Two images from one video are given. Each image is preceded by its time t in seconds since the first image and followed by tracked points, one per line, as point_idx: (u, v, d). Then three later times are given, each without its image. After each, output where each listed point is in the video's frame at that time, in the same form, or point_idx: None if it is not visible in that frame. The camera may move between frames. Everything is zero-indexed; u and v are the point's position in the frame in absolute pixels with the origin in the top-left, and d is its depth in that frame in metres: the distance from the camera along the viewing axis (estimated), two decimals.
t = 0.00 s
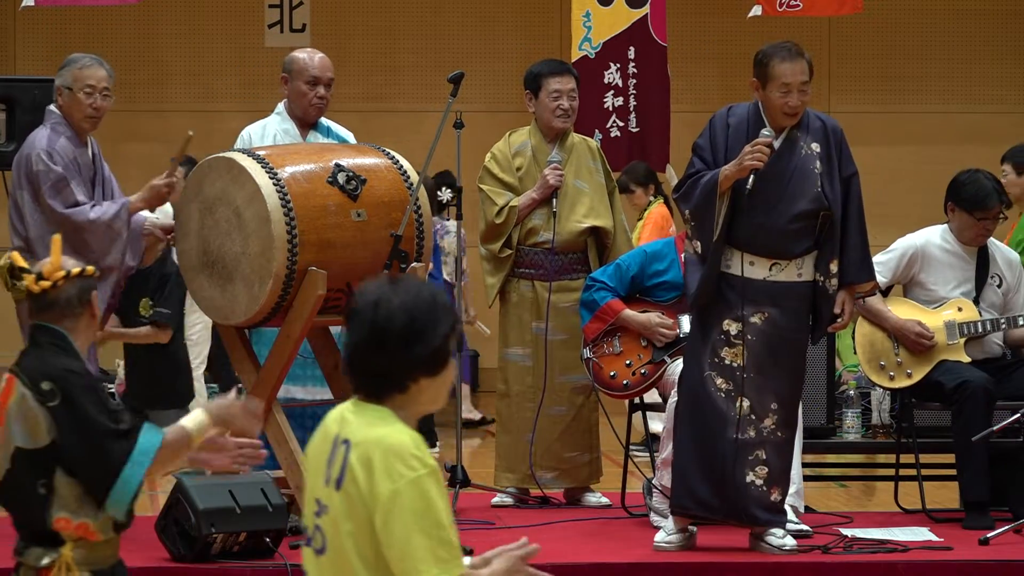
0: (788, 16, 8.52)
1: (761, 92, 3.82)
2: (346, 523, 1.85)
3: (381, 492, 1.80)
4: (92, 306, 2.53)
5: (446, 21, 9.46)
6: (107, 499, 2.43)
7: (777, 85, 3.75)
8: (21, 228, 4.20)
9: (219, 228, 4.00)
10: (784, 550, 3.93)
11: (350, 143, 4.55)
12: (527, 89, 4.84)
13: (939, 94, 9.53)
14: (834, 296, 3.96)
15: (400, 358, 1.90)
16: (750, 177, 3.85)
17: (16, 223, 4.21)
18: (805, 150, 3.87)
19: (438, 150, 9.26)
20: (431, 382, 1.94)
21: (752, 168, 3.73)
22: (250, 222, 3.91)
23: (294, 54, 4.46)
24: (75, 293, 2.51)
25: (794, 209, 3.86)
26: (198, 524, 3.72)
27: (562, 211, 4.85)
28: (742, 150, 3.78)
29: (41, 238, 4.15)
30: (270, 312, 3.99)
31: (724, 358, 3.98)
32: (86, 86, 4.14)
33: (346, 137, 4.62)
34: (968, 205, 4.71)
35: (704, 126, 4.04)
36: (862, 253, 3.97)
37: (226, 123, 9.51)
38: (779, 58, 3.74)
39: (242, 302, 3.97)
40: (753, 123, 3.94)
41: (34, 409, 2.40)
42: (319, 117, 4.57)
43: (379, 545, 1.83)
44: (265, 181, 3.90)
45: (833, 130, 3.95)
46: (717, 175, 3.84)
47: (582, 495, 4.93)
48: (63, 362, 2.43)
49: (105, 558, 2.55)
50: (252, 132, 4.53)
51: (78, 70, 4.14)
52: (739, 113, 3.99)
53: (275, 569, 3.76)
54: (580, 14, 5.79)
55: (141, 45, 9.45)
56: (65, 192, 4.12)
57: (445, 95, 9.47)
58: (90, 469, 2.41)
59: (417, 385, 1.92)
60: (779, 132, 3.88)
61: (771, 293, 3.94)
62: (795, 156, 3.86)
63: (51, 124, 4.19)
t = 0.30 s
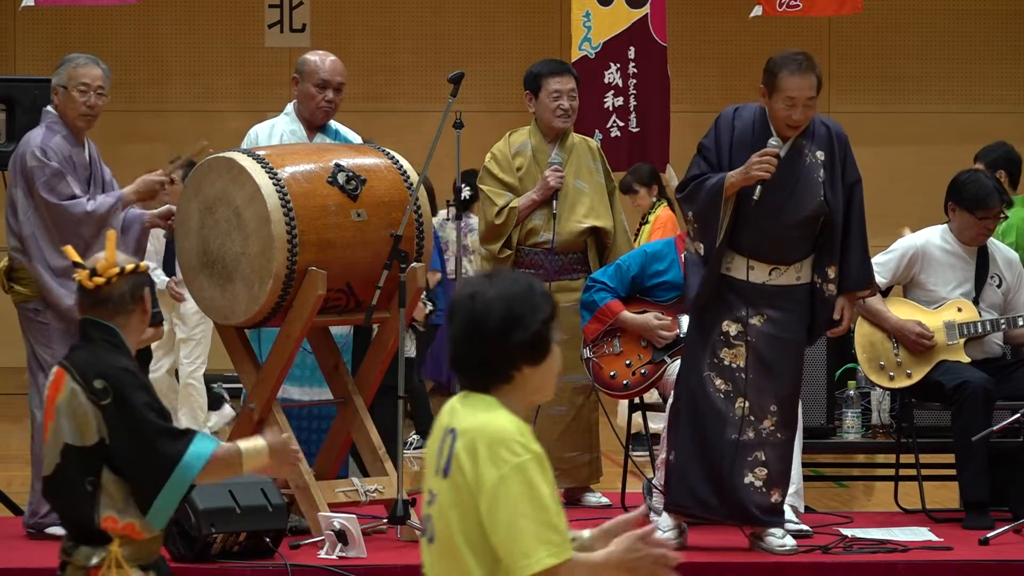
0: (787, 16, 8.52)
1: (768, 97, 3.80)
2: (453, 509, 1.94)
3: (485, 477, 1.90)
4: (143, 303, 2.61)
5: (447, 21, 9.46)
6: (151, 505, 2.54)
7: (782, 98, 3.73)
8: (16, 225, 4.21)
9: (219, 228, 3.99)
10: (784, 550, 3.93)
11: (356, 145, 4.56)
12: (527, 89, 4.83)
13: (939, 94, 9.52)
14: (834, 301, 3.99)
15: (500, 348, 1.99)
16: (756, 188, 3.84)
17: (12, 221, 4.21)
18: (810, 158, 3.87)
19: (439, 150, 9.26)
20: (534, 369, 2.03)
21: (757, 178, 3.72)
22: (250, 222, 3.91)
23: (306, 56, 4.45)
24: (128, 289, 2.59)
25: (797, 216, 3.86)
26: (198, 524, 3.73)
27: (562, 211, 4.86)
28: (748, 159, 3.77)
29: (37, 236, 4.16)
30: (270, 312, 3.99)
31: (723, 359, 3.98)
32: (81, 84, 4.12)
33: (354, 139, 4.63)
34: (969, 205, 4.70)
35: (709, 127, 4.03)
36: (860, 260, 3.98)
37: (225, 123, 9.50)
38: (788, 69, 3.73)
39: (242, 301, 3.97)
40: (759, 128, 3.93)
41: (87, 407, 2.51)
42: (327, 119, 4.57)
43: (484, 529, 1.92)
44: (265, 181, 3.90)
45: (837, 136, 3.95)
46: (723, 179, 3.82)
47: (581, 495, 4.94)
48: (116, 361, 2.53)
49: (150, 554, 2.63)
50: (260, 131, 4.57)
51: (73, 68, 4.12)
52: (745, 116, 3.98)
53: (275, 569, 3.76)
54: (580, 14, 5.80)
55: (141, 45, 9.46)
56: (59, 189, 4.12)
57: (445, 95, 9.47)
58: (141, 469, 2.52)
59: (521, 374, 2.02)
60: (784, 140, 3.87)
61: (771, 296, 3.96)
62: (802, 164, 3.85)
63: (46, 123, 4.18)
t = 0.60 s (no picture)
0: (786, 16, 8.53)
1: (768, 108, 3.77)
2: (545, 500, 1.96)
3: (579, 468, 1.91)
4: (190, 308, 2.49)
5: (447, 21, 9.46)
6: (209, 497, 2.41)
7: (776, 115, 3.74)
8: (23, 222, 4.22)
9: (218, 227, 3.99)
10: (784, 551, 3.93)
11: (357, 144, 4.55)
12: (527, 89, 4.84)
13: (938, 94, 9.52)
14: (830, 303, 4.01)
15: (599, 344, 2.02)
16: (770, 202, 3.85)
17: (18, 217, 4.23)
18: (807, 166, 3.88)
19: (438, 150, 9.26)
20: (633, 369, 2.05)
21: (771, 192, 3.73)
22: (250, 222, 3.91)
23: (304, 55, 4.45)
24: (178, 294, 2.47)
25: (799, 222, 3.87)
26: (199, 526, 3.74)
27: (562, 211, 4.85)
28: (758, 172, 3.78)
29: (46, 230, 4.17)
30: (270, 312, 3.99)
31: (724, 362, 4.00)
32: (83, 80, 4.14)
33: (354, 139, 4.62)
34: (969, 204, 4.70)
35: (704, 135, 4.02)
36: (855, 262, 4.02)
37: (225, 123, 9.51)
38: (785, 85, 3.69)
39: (242, 301, 3.97)
40: (755, 138, 3.91)
41: (136, 411, 2.37)
42: (327, 119, 4.57)
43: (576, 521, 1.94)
44: (265, 180, 3.90)
45: (829, 142, 3.98)
46: (729, 192, 3.83)
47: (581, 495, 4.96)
48: (164, 364, 2.40)
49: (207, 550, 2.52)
50: (262, 131, 4.56)
51: (73, 65, 4.13)
52: (739, 124, 3.97)
53: (275, 569, 3.76)
54: (579, 14, 5.81)
55: (141, 44, 9.46)
56: (66, 181, 4.13)
57: (445, 95, 9.48)
58: (196, 468, 2.38)
59: (619, 373, 2.04)
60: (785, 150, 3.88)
61: (769, 297, 3.96)
62: (801, 173, 3.87)
63: (46, 119, 4.18)
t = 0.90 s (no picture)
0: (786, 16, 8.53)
1: (748, 114, 3.78)
2: (659, 515, 2.01)
3: (693, 482, 1.96)
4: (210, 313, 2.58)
5: (447, 21, 9.47)
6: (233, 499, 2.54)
7: (753, 123, 3.79)
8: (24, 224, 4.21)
9: (218, 227, 3.98)
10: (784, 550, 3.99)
11: (356, 144, 4.55)
12: (526, 88, 4.84)
13: (938, 94, 9.52)
14: (799, 303, 4.09)
15: (696, 353, 2.06)
16: (754, 210, 3.93)
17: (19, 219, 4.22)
18: (785, 168, 3.95)
19: (439, 150, 9.26)
20: (730, 375, 2.08)
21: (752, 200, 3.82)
22: (250, 222, 3.91)
23: (301, 55, 4.46)
24: (196, 298, 2.56)
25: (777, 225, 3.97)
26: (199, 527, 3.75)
27: (562, 211, 4.85)
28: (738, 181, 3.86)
29: (45, 234, 4.15)
30: (270, 312, 3.99)
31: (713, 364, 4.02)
32: (87, 79, 4.16)
33: (353, 138, 4.62)
34: (968, 204, 4.70)
35: (682, 140, 4.06)
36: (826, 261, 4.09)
37: (225, 123, 9.50)
38: (767, 98, 3.67)
39: (242, 301, 3.97)
40: (733, 142, 3.96)
41: (156, 412, 2.47)
42: (326, 118, 4.57)
43: (691, 534, 1.98)
44: (265, 181, 3.90)
45: (803, 144, 4.04)
46: (709, 200, 3.90)
47: (582, 495, 4.95)
48: (183, 367, 2.50)
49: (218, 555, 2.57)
50: (261, 130, 4.56)
51: (76, 64, 4.14)
52: (716, 128, 4.01)
53: (275, 569, 3.76)
54: (580, 14, 5.75)
55: (141, 45, 9.46)
56: (67, 185, 4.12)
57: (445, 95, 9.48)
58: (214, 472, 2.49)
59: (715, 381, 2.08)
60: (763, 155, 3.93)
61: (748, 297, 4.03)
62: (779, 176, 3.93)
63: (47, 119, 4.18)
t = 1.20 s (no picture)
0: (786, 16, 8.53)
1: (716, 115, 3.82)
2: (750, 511, 1.96)
3: (784, 478, 1.90)
4: (238, 307, 2.62)
5: (447, 21, 9.47)
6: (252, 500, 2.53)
7: (720, 123, 3.82)
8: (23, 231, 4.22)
9: (219, 228, 3.99)
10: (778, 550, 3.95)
11: (356, 144, 4.55)
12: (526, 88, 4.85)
13: (939, 94, 9.53)
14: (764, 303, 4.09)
15: (787, 347, 2.01)
16: (711, 209, 3.94)
17: (18, 225, 4.22)
18: (752, 170, 3.98)
19: (439, 150, 9.27)
20: (824, 369, 2.03)
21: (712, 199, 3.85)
22: (250, 222, 3.91)
23: (301, 55, 4.46)
24: (222, 294, 2.60)
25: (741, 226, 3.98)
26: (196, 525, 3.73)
27: (562, 211, 4.84)
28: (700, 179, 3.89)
29: (44, 240, 4.15)
30: (270, 312, 3.99)
31: (685, 361, 4.02)
32: (87, 82, 4.16)
33: (353, 138, 4.62)
34: (967, 203, 4.70)
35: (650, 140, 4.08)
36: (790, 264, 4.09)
37: (225, 124, 9.51)
38: (735, 99, 3.70)
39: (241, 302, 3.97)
40: (701, 142, 3.99)
41: (187, 410, 2.51)
42: (325, 118, 4.57)
43: (783, 531, 1.93)
44: (265, 180, 3.90)
45: (772, 148, 4.08)
46: (670, 199, 3.92)
47: (581, 495, 4.95)
48: (212, 363, 2.54)
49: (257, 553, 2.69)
50: (260, 131, 4.56)
51: (76, 68, 4.14)
52: (685, 128, 4.04)
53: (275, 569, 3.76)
54: (580, 15, 5.62)
55: (141, 44, 9.46)
56: (68, 192, 4.12)
57: (445, 95, 9.49)
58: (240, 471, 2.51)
59: (807, 375, 2.03)
60: (729, 156, 3.96)
61: (711, 295, 4.04)
62: (745, 177, 3.96)
63: (47, 124, 4.18)
